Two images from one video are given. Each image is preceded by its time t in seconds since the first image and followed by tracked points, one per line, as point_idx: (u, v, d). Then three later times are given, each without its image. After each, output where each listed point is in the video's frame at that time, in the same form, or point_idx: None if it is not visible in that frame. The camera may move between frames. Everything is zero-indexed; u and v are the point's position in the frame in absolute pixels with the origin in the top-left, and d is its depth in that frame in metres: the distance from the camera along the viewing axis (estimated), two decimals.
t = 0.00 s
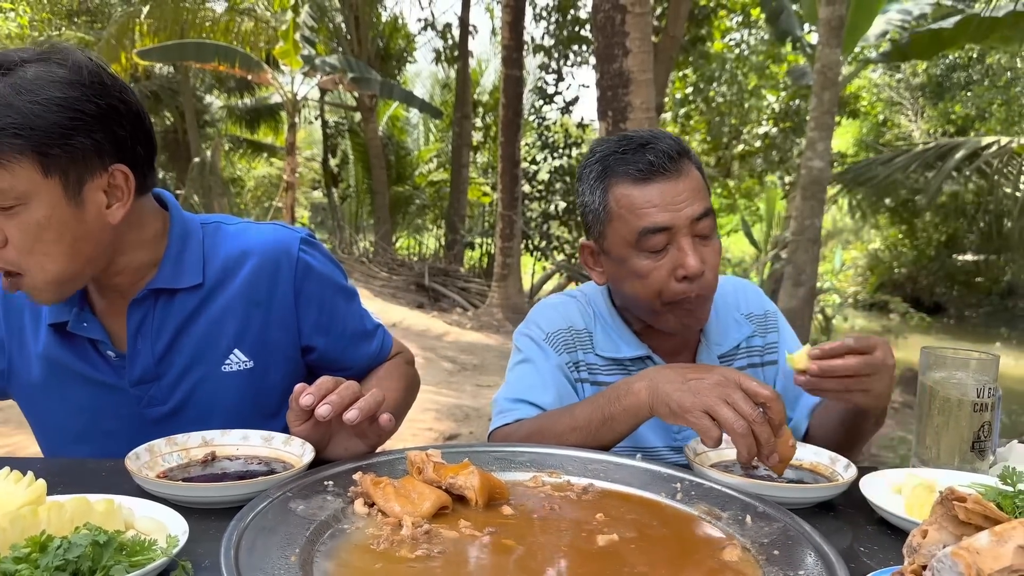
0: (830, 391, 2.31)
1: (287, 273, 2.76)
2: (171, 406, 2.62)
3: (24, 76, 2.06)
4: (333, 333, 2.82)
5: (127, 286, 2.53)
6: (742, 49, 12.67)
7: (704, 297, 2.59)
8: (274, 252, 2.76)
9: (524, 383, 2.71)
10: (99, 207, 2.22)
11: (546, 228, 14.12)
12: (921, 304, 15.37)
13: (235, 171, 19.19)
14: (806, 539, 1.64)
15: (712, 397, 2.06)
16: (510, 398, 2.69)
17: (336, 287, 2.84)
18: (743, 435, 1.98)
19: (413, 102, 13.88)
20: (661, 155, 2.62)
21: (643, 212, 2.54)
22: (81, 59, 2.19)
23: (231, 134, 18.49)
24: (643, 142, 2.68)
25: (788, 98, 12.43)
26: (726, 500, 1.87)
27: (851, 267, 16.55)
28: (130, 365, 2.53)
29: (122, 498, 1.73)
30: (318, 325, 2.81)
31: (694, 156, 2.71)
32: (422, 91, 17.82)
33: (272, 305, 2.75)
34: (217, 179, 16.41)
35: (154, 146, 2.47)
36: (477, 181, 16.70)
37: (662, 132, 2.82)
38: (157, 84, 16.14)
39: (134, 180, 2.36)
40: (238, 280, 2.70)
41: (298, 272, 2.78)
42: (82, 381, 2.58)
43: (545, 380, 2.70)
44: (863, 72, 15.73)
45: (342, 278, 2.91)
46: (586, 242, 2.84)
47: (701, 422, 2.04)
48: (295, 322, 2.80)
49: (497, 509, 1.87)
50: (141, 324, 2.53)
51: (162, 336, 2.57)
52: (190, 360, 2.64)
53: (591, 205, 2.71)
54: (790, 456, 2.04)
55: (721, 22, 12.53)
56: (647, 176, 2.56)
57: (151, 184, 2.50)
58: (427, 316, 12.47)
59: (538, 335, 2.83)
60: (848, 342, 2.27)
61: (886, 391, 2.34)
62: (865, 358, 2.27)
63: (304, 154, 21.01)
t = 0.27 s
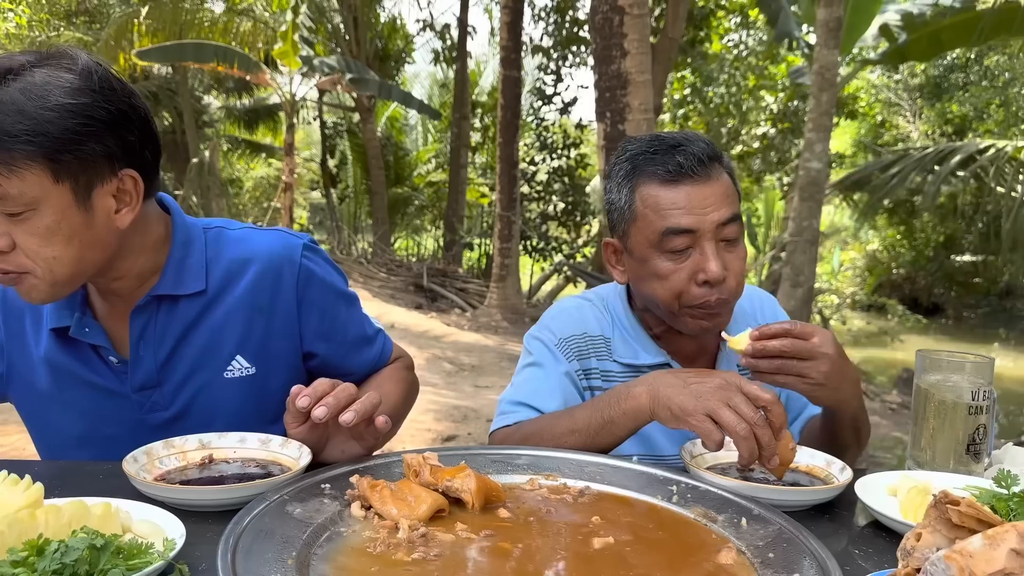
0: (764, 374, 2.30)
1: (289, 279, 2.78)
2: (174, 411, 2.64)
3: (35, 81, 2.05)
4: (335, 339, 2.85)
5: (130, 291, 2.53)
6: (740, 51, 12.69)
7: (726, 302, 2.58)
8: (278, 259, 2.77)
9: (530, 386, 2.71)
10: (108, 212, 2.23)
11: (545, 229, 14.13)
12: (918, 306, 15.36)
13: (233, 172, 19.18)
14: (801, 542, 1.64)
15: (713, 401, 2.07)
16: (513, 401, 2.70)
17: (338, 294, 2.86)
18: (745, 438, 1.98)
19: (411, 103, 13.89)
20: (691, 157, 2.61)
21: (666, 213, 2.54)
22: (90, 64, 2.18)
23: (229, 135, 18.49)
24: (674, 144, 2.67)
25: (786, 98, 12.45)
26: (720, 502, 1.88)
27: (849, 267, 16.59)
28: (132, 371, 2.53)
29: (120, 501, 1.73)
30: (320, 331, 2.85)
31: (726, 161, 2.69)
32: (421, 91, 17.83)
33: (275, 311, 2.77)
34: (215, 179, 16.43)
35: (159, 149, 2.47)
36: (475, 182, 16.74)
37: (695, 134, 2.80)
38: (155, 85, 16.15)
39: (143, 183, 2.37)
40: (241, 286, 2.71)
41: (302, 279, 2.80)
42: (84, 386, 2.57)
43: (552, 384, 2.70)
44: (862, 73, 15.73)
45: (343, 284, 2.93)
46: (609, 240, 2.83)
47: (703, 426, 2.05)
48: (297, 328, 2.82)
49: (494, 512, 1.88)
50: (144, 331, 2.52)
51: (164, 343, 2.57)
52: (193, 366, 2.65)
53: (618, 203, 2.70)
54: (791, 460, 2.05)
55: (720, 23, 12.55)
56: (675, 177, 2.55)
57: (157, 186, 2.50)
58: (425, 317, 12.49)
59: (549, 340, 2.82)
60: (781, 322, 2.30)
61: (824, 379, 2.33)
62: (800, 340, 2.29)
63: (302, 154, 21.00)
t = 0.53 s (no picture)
0: (760, 354, 2.33)
1: (296, 282, 2.79)
2: (180, 413, 2.62)
3: (55, 80, 2.05)
4: (339, 343, 2.85)
5: (139, 292, 2.53)
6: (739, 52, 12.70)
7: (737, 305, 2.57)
8: (285, 261, 2.79)
9: (534, 386, 2.71)
10: (122, 214, 2.22)
11: (543, 230, 14.13)
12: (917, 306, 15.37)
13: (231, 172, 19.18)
14: (798, 542, 1.64)
15: (713, 403, 2.07)
16: (516, 400, 2.71)
17: (343, 298, 2.87)
18: (744, 440, 1.99)
19: (410, 104, 13.88)
20: (708, 158, 2.61)
21: (680, 213, 2.54)
22: (108, 64, 2.18)
23: (228, 135, 18.47)
24: (692, 145, 2.67)
25: (784, 99, 12.45)
26: (718, 502, 1.88)
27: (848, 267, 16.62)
28: (140, 372, 2.53)
29: (118, 501, 1.74)
30: (325, 335, 2.85)
31: (743, 164, 2.69)
32: (420, 92, 17.82)
33: (282, 314, 2.78)
34: (214, 180, 16.44)
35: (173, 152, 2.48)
36: (473, 182, 16.74)
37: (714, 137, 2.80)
38: (154, 85, 16.16)
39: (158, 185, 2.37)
40: (249, 288, 2.71)
41: (308, 282, 2.81)
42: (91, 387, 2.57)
43: (557, 385, 2.70)
44: (860, 73, 15.71)
45: (349, 288, 2.94)
46: (623, 239, 2.84)
47: (702, 427, 2.06)
48: (302, 331, 2.83)
49: (492, 511, 1.88)
50: (152, 332, 2.52)
51: (173, 345, 2.57)
52: (201, 367, 2.64)
53: (633, 201, 2.71)
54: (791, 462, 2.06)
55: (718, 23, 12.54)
56: (691, 178, 2.56)
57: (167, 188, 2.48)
58: (423, 317, 12.48)
59: (556, 340, 2.82)
60: (783, 307, 2.32)
61: (819, 366, 2.33)
62: (799, 325, 2.31)
63: (301, 155, 21.00)
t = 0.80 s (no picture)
0: (761, 354, 2.32)
1: (305, 282, 2.80)
2: (191, 411, 2.60)
3: (102, 70, 2.12)
4: (345, 344, 2.85)
5: (152, 290, 2.52)
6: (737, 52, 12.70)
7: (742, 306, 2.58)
8: (295, 261, 2.80)
9: (533, 385, 2.70)
10: (164, 200, 2.28)
11: (541, 230, 14.12)
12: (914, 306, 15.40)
13: (229, 172, 19.16)
14: (795, 541, 1.64)
15: (710, 403, 2.07)
16: (515, 398, 2.70)
17: (350, 299, 2.88)
18: (740, 440, 1.98)
19: (408, 103, 13.86)
20: (717, 158, 2.60)
21: (687, 213, 2.54)
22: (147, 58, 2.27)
23: (226, 135, 18.45)
24: (701, 144, 2.66)
25: (783, 99, 12.45)
26: (716, 501, 1.88)
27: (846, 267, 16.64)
28: (151, 369, 2.51)
29: (113, 499, 1.73)
30: (332, 336, 2.85)
31: (752, 164, 2.68)
32: (418, 92, 17.80)
33: (290, 314, 2.78)
34: (212, 180, 16.43)
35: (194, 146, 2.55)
36: (472, 182, 16.74)
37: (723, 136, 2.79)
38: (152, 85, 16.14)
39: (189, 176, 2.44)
40: (260, 286, 2.72)
41: (317, 282, 2.82)
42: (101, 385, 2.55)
43: (556, 384, 2.70)
44: (858, 73, 15.70)
45: (356, 290, 2.95)
46: (628, 236, 2.83)
47: (699, 427, 2.05)
48: (310, 332, 2.83)
49: (489, 510, 1.88)
50: (163, 329, 2.51)
51: (184, 342, 2.56)
52: (211, 365, 2.63)
53: (639, 199, 2.70)
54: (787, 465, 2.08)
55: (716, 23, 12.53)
56: (699, 177, 2.55)
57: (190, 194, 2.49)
58: (422, 318, 12.47)
59: (555, 339, 2.82)
60: (788, 311, 2.31)
61: (820, 370, 2.33)
62: (803, 329, 2.30)
63: (300, 155, 20.98)
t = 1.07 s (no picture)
0: (757, 355, 2.31)
1: (318, 282, 2.83)
2: (203, 407, 2.58)
3: (155, 67, 2.20)
4: (354, 345, 2.88)
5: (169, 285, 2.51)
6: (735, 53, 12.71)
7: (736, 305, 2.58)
8: (309, 261, 2.83)
9: (529, 384, 2.70)
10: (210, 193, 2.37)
11: (540, 230, 14.11)
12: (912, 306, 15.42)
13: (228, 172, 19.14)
14: (790, 540, 1.63)
15: (705, 402, 2.07)
16: (511, 397, 2.70)
17: (360, 300, 2.91)
18: (736, 439, 1.97)
19: (406, 103, 13.84)
20: (711, 157, 2.59)
21: (682, 213, 2.53)
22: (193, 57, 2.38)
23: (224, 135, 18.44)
24: (695, 143, 2.65)
25: (780, 99, 12.46)
26: (712, 500, 1.88)
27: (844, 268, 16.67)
28: (165, 364, 2.48)
29: (105, 499, 1.73)
30: (343, 336, 2.88)
31: (747, 163, 2.67)
32: (416, 92, 17.79)
33: (303, 313, 2.80)
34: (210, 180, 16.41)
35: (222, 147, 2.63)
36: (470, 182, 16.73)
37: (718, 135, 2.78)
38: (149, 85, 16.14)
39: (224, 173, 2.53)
40: (275, 285, 2.74)
41: (329, 282, 2.86)
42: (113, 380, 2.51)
43: (551, 383, 2.69)
44: (856, 73, 15.70)
45: (365, 292, 2.98)
46: (623, 236, 2.82)
47: (694, 427, 2.05)
48: (320, 331, 2.85)
49: (484, 509, 1.87)
50: (179, 324, 2.50)
51: (199, 338, 2.54)
52: (225, 362, 2.62)
53: (634, 199, 2.70)
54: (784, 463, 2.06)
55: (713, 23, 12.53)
56: (693, 177, 2.54)
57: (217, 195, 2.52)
58: (420, 318, 12.46)
59: (551, 338, 2.81)
60: (783, 311, 2.30)
61: (814, 371, 2.33)
62: (798, 329, 2.29)
63: (298, 155, 20.98)
